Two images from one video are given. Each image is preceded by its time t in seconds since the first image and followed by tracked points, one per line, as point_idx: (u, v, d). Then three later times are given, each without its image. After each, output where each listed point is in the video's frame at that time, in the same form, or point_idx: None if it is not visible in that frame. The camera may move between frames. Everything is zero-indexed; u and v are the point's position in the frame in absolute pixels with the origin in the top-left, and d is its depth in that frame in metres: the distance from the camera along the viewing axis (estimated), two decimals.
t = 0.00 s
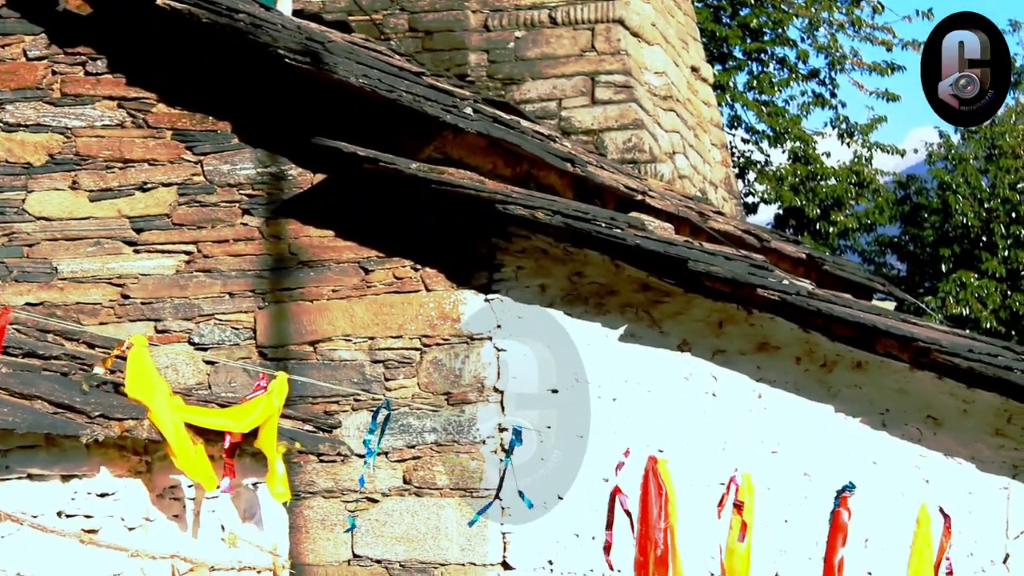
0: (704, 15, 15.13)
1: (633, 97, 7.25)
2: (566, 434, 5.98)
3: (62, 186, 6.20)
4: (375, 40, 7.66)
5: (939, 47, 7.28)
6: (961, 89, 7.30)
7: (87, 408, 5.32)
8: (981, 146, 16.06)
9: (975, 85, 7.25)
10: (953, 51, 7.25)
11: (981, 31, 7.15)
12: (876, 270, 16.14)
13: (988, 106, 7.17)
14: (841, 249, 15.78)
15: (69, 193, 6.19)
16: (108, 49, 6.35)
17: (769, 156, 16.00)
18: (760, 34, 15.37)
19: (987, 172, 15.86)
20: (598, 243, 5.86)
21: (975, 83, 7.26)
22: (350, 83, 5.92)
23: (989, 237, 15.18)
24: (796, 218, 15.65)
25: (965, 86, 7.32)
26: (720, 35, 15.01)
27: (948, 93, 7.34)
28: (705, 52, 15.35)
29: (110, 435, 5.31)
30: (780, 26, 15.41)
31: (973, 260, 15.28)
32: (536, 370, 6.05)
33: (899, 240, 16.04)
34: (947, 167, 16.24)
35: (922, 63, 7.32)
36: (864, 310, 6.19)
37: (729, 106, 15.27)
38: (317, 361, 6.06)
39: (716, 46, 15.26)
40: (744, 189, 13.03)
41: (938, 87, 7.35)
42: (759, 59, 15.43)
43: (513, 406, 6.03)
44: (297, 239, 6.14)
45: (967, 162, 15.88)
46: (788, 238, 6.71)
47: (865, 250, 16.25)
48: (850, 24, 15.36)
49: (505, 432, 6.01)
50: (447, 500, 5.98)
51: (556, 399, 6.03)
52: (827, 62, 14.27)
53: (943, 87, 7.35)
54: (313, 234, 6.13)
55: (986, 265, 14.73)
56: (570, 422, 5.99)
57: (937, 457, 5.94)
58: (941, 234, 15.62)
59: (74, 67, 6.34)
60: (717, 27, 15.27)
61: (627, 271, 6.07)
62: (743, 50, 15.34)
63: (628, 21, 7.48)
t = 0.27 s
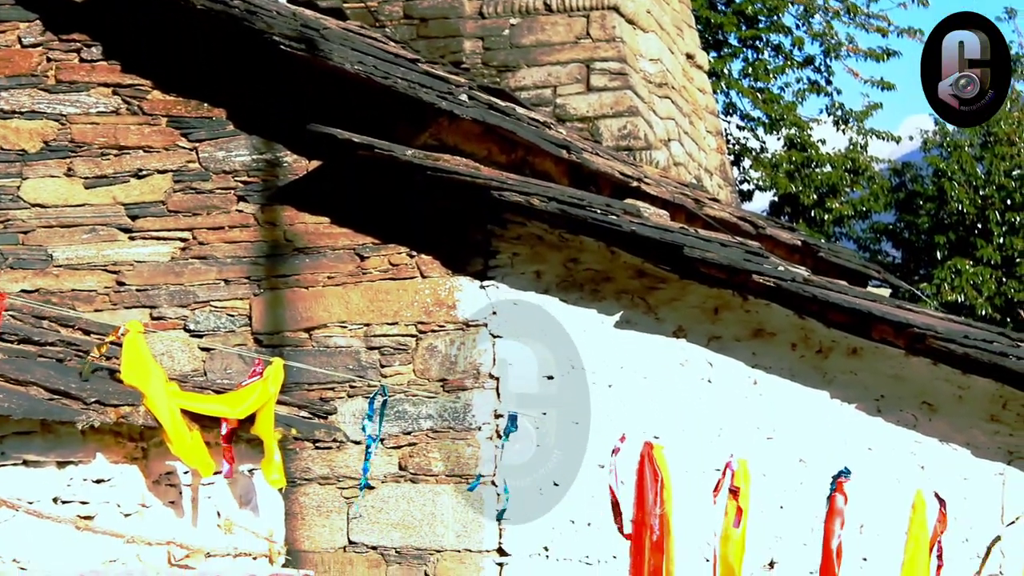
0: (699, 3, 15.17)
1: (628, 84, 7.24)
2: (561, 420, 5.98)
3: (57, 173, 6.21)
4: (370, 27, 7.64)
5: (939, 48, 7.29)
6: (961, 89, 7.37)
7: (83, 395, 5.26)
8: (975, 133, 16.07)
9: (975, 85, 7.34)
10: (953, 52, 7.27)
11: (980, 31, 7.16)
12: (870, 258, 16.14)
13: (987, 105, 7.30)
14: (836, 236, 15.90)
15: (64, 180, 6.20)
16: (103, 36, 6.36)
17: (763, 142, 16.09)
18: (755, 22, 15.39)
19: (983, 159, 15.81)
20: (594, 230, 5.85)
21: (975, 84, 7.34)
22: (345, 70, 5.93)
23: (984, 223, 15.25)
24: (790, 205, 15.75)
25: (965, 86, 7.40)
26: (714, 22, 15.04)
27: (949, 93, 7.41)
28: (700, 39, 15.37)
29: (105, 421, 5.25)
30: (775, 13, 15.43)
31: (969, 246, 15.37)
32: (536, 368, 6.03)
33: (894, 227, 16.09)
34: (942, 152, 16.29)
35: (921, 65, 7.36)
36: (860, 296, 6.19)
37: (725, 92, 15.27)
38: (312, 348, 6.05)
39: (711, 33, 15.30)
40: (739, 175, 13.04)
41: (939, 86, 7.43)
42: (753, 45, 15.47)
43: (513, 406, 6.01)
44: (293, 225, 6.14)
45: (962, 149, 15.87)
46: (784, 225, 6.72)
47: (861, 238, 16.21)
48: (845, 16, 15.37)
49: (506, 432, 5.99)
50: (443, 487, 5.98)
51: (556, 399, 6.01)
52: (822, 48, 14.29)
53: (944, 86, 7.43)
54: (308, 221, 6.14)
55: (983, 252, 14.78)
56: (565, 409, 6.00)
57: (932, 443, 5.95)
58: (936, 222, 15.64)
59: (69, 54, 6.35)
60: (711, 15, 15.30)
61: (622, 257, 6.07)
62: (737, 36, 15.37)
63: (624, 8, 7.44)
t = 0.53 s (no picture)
0: None
1: (614, 73, 7.26)
2: (547, 407, 5.97)
3: (42, 161, 6.21)
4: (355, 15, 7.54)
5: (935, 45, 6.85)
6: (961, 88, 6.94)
7: (68, 382, 5.23)
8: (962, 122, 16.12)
9: (975, 86, 6.91)
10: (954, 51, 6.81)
11: (980, 31, 6.76)
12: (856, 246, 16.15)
13: (988, 105, 6.83)
14: (820, 225, 15.77)
15: (49, 168, 6.20)
16: (88, 24, 6.34)
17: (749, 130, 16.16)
18: (741, 11, 15.42)
19: (969, 149, 15.91)
20: (580, 218, 5.84)
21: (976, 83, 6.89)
22: (332, 58, 5.91)
23: (970, 212, 15.28)
24: (776, 194, 15.73)
25: (965, 85, 6.96)
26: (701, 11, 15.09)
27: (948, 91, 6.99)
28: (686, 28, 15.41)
29: (90, 409, 5.22)
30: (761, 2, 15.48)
31: (953, 236, 15.39)
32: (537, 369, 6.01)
33: (880, 216, 16.17)
34: (928, 141, 16.35)
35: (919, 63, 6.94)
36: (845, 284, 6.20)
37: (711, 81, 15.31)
38: (298, 336, 6.06)
39: (697, 22, 15.35)
40: (724, 163, 13.07)
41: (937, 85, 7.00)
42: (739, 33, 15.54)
43: (513, 406, 5.99)
44: (279, 213, 6.14)
45: (948, 139, 15.95)
46: (770, 214, 6.73)
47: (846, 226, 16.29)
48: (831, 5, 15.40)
49: (505, 432, 5.97)
50: (428, 475, 5.98)
51: (556, 399, 5.98)
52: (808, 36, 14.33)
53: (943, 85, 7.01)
54: (294, 209, 6.13)
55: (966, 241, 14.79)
56: (550, 396, 5.98)
57: (917, 430, 5.99)
58: (921, 211, 15.69)
59: (54, 41, 6.35)
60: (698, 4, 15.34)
61: (608, 245, 6.07)
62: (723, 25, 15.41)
63: None
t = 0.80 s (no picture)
0: None
1: (594, 61, 7.27)
2: (526, 395, 5.93)
3: (20, 149, 6.22)
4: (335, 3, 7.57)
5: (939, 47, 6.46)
6: (961, 88, 6.48)
7: (46, 369, 5.11)
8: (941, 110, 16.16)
9: (975, 85, 6.42)
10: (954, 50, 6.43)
11: (980, 31, 6.35)
12: (835, 234, 16.45)
13: (987, 106, 6.36)
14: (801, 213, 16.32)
15: (27, 156, 6.22)
16: (66, 12, 6.35)
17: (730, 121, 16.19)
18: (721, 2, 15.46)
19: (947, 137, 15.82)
20: (559, 205, 5.83)
21: (975, 83, 6.42)
22: (310, 46, 5.91)
23: (949, 201, 15.28)
24: (755, 182, 16.00)
25: (965, 85, 6.49)
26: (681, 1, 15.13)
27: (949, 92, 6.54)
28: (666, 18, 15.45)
29: (70, 397, 5.10)
30: None
31: (933, 224, 15.40)
32: (526, 363, 5.97)
33: (858, 204, 16.28)
34: (908, 130, 16.41)
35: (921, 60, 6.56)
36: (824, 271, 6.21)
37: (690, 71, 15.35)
38: (277, 325, 6.05)
39: (677, 12, 15.40)
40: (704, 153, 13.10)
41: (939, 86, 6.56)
42: (719, 22, 15.57)
43: (513, 406, 5.93)
44: (257, 201, 6.13)
45: (926, 126, 15.89)
46: (749, 202, 6.74)
47: (824, 213, 16.49)
48: None
49: (505, 432, 5.90)
50: (409, 463, 5.93)
51: (557, 400, 5.94)
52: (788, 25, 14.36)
53: (944, 84, 6.55)
54: (273, 197, 6.13)
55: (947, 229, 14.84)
56: (529, 384, 5.94)
57: (896, 417, 6.02)
58: (901, 198, 15.71)
59: (32, 30, 6.35)
60: None
61: (588, 232, 6.05)
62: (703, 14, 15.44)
63: None
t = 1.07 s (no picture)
0: None
1: (577, 60, 7.26)
2: (510, 394, 5.94)
3: (2, 147, 6.20)
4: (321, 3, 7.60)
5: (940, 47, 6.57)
6: (963, 88, 6.58)
7: (29, 368, 5.00)
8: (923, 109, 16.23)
9: (975, 86, 6.54)
10: (955, 50, 6.53)
11: (980, 32, 6.45)
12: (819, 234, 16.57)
13: (987, 106, 6.45)
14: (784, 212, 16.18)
15: (10, 154, 6.20)
16: (48, 9, 6.32)
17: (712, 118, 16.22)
18: None
19: (930, 137, 15.94)
20: (543, 204, 5.82)
21: (976, 84, 6.52)
22: (293, 43, 5.90)
23: (932, 199, 15.39)
24: (739, 180, 15.97)
25: (966, 85, 6.60)
26: None
27: (949, 92, 6.63)
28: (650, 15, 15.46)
29: (52, 396, 5.02)
30: None
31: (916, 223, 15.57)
32: (511, 363, 5.97)
33: (842, 202, 16.57)
34: (891, 128, 16.47)
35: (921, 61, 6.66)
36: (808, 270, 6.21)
37: (673, 69, 15.37)
38: (261, 324, 6.05)
39: (660, 10, 15.42)
40: (688, 150, 13.13)
41: (939, 85, 6.66)
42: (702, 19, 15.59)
43: (513, 405, 5.93)
44: (241, 200, 6.13)
45: (911, 126, 16.06)
46: (732, 201, 6.75)
47: (809, 213, 16.58)
48: None
49: (504, 432, 5.90)
50: (392, 462, 5.92)
51: (555, 399, 5.96)
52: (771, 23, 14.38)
53: (946, 85, 6.65)
54: (256, 196, 6.12)
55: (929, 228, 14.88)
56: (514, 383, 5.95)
57: (879, 416, 6.01)
58: (884, 198, 15.91)
59: (15, 28, 6.32)
60: None
61: (571, 231, 6.05)
62: (686, 11, 15.45)
63: None
